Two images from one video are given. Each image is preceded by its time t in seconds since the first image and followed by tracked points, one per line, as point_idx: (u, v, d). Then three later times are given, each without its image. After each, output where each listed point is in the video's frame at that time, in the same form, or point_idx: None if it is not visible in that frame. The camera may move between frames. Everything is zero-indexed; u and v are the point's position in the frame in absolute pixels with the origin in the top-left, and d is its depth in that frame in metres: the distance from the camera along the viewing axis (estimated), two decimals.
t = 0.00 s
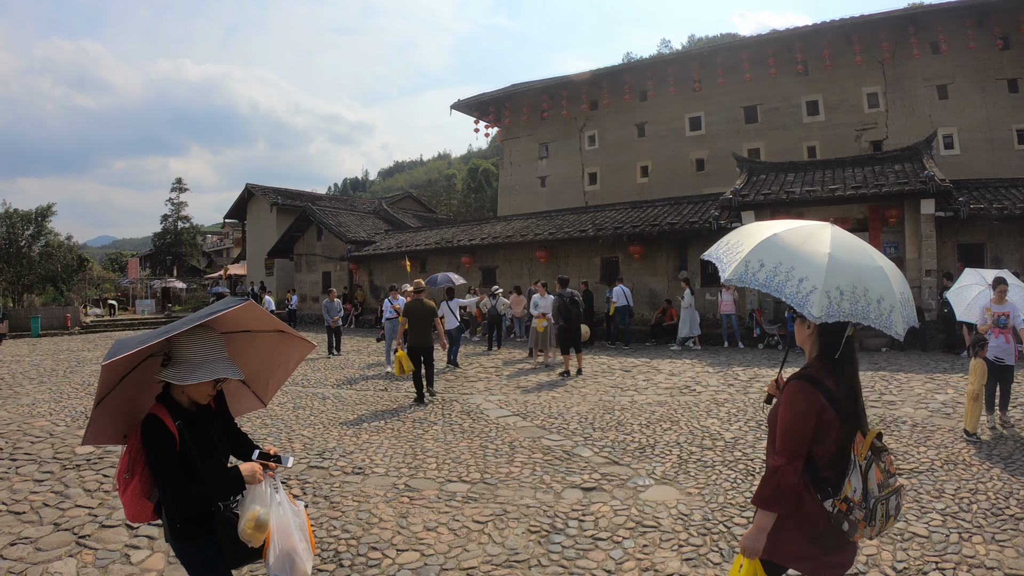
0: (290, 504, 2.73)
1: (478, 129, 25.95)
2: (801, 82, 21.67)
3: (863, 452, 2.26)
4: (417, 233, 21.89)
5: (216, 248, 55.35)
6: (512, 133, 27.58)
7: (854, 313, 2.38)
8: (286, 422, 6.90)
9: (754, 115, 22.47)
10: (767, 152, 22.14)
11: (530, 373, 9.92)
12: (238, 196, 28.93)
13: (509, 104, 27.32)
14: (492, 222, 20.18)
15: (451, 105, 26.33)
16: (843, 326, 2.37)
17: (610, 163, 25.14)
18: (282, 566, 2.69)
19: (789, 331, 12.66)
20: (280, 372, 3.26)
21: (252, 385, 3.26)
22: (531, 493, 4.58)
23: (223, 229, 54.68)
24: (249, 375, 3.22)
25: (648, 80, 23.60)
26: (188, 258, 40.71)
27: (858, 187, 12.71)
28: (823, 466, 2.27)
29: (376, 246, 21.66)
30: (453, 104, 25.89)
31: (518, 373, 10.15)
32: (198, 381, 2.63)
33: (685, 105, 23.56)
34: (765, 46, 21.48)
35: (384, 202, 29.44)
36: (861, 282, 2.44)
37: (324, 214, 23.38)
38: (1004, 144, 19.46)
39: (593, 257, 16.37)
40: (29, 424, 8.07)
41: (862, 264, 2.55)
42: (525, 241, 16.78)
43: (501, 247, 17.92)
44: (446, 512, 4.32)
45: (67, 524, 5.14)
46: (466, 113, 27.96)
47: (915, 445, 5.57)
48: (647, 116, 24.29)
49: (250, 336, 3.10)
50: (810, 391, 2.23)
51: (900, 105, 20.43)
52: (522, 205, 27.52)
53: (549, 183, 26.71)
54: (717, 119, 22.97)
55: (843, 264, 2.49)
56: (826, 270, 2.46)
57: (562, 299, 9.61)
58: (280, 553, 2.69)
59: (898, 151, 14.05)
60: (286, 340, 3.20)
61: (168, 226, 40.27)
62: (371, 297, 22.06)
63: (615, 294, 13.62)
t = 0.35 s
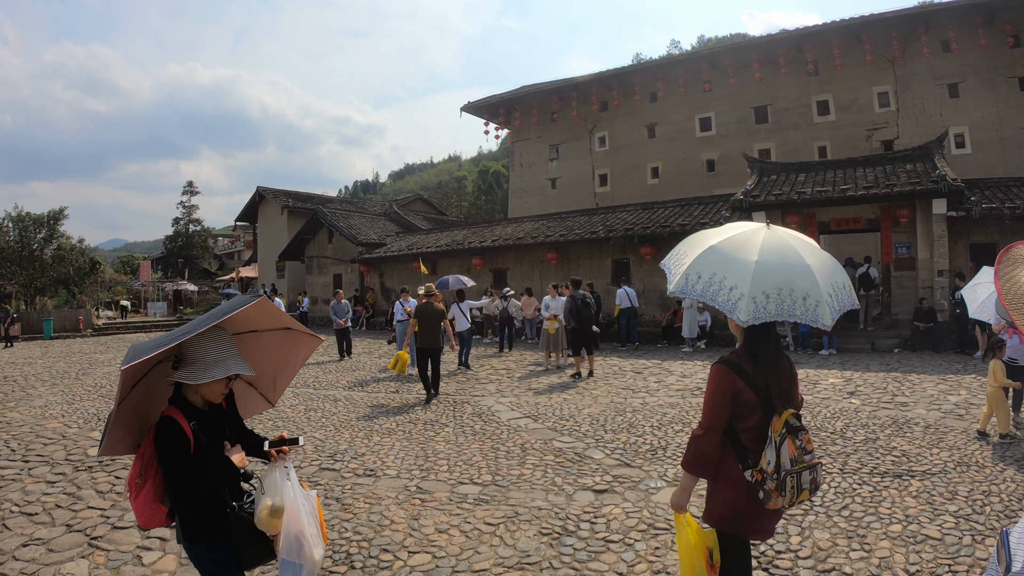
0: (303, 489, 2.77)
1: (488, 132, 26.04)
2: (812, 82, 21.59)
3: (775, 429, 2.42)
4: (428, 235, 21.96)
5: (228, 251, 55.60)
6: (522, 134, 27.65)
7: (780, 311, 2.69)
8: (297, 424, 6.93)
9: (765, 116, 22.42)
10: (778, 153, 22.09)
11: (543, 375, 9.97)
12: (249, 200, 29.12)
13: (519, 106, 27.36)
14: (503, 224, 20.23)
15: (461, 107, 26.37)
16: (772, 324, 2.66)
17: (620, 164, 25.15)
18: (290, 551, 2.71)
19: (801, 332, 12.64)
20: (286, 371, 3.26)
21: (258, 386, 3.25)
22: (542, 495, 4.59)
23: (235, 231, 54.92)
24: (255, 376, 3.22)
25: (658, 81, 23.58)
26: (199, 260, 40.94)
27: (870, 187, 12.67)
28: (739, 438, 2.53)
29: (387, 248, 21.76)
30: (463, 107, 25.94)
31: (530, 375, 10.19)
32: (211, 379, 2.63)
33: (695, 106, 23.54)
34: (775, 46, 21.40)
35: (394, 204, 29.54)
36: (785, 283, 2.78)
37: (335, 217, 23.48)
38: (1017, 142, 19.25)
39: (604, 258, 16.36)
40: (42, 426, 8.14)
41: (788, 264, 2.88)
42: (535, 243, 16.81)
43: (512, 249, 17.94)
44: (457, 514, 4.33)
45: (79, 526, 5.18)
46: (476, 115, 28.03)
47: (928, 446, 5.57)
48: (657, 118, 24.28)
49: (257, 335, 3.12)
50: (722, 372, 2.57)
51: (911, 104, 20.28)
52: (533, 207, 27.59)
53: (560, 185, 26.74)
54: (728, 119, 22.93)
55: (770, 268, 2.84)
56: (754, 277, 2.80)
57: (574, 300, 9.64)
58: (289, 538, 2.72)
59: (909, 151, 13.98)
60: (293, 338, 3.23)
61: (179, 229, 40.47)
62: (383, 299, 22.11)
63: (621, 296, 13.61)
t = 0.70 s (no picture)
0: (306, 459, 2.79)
1: (497, 133, 26.13)
2: (821, 81, 21.52)
3: (725, 415, 2.83)
4: (437, 236, 22.02)
5: (238, 253, 56.04)
6: (531, 135, 27.68)
7: (722, 313, 3.09)
8: (308, 425, 6.97)
9: (774, 115, 22.35)
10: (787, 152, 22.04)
11: (553, 376, 10.01)
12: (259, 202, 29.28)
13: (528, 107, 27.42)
14: (512, 224, 20.26)
15: (470, 108, 26.41)
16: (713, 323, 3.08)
17: (629, 164, 25.13)
18: (293, 521, 2.67)
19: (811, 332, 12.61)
20: (304, 356, 3.22)
21: (274, 371, 3.16)
22: (552, 496, 4.60)
23: (246, 233, 55.17)
24: (271, 361, 3.14)
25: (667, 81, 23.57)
26: (209, 262, 41.13)
27: (880, 185, 12.63)
28: (696, 423, 2.93)
29: (396, 249, 21.84)
30: (472, 108, 26.00)
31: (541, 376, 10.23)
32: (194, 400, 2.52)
33: (704, 106, 23.53)
34: (784, 45, 21.34)
35: (404, 205, 29.58)
36: (728, 290, 3.21)
37: (345, 218, 23.55)
38: None
39: (613, 259, 16.35)
40: (53, 427, 8.21)
41: (735, 275, 3.31)
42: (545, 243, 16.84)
43: (521, 249, 17.96)
44: (466, 515, 4.34)
45: (89, 526, 5.21)
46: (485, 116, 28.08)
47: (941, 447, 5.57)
48: (666, 117, 24.25)
49: (276, 319, 3.11)
50: (685, 366, 2.95)
51: (921, 102, 20.16)
52: (542, 207, 27.62)
53: (569, 185, 26.76)
54: (737, 119, 22.89)
55: (714, 276, 3.30)
56: (699, 282, 3.27)
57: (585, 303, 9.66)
58: (292, 509, 2.69)
59: (919, 150, 13.92)
60: (311, 324, 3.26)
61: (190, 231, 40.73)
62: (392, 300, 22.17)
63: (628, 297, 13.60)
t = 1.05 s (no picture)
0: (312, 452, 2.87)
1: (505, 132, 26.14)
2: (829, 80, 21.46)
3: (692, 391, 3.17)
4: (443, 236, 22.05)
5: (246, 251, 56.20)
6: (538, 134, 27.68)
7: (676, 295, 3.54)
8: (316, 424, 6.99)
9: (782, 113, 22.29)
10: (795, 151, 22.00)
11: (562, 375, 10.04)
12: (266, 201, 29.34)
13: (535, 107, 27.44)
14: (519, 223, 20.25)
15: (477, 107, 26.41)
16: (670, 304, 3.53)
17: (637, 164, 25.11)
18: (307, 513, 2.77)
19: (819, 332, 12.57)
20: (302, 342, 3.27)
21: (269, 357, 3.20)
22: (560, 496, 4.61)
23: (253, 233, 55.22)
24: (266, 349, 3.19)
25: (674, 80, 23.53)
26: (217, 261, 41.21)
27: (888, 184, 12.61)
28: (667, 402, 3.34)
29: (404, 249, 21.90)
30: (479, 107, 26.02)
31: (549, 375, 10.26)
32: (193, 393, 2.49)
33: (711, 105, 23.49)
34: (791, 44, 21.28)
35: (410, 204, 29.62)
36: (684, 280, 3.64)
37: (352, 217, 23.57)
38: None
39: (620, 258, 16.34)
40: (61, 426, 8.25)
41: (692, 272, 3.75)
42: (552, 242, 16.86)
43: (529, 249, 17.96)
44: (474, 514, 4.36)
45: (96, 524, 5.24)
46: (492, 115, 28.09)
47: (949, 447, 5.62)
48: (673, 116, 24.20)
49: (278, 308, 3.14)
50: (655, 351, 3.37)
51: (928, 101, 20.09)
52: (549, 207, 27.64)
53: (576, 185, 26.76)
54: (745, 117, 22.85)
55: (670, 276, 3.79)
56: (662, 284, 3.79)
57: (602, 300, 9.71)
58: (303, 501, 2.78)
59: (928, 149, 13.90)
60: (310, 312, 3.28)
61: (197, 230, 40.85)
62: (400, 299, 22.19)
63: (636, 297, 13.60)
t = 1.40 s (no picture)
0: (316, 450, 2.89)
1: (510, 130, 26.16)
2: (834, 78, 21.40)
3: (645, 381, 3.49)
4: (447, 234, 22.06)
5: (251, 250, 56.38)
6: (543, 133, 27.70)
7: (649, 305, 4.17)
8: (322, 422, 7.01)
9: (787, 112, 22.23)
10: (800, 150, 21.95)
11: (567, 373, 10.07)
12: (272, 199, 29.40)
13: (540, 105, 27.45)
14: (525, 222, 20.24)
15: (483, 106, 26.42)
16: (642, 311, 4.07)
17: (642, 162, 25.09)
18: (316, 511, 2.84)
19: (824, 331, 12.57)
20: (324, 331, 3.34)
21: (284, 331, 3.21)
22: (564, 494, 4.62)
23: (258, 231, 55.33)
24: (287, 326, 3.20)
25: (680, 78, 23.49)
26: (222, 259, 41.31)
27: (894, 183, 12.58)
28: (627, 390, 3.61)
29: (409, 247, 21.93)
30: (484, 106, 26.04)
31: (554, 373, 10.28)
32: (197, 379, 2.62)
33: (716, 103, 23.46)
34: (797, 42, 21.24)
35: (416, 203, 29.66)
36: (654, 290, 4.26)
37: (357, 215, 23.60)
38: None
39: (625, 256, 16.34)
40: (66, 423, 8.28)
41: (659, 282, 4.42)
42: (558, 240, 16.87)
43: (534, 247, 17.98)
44: (479, 513, 4.36)
45: (100, 522, 5.26)
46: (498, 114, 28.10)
47: (954, 447, 5.62)
48: (678, 115, 24.18)
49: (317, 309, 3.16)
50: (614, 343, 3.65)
51: (934, 99, 20.02)
52: (553, 205, 27.65)
53: (581, 183, 26.77)
54: (750, 116, 22.81)
55: (644, 260, 5.25)
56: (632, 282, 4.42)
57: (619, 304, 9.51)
58: (311, 498, 2.85)
59: (934, 148, 13.85)
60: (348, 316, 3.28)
61: (203, 228, 40.99)
62: (405, 297, 22.21)
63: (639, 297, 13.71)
